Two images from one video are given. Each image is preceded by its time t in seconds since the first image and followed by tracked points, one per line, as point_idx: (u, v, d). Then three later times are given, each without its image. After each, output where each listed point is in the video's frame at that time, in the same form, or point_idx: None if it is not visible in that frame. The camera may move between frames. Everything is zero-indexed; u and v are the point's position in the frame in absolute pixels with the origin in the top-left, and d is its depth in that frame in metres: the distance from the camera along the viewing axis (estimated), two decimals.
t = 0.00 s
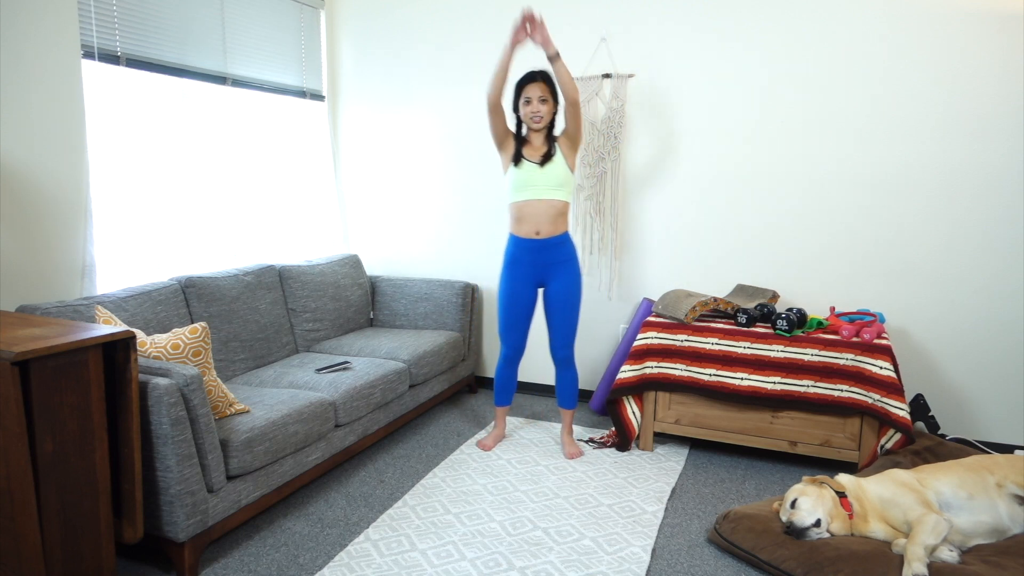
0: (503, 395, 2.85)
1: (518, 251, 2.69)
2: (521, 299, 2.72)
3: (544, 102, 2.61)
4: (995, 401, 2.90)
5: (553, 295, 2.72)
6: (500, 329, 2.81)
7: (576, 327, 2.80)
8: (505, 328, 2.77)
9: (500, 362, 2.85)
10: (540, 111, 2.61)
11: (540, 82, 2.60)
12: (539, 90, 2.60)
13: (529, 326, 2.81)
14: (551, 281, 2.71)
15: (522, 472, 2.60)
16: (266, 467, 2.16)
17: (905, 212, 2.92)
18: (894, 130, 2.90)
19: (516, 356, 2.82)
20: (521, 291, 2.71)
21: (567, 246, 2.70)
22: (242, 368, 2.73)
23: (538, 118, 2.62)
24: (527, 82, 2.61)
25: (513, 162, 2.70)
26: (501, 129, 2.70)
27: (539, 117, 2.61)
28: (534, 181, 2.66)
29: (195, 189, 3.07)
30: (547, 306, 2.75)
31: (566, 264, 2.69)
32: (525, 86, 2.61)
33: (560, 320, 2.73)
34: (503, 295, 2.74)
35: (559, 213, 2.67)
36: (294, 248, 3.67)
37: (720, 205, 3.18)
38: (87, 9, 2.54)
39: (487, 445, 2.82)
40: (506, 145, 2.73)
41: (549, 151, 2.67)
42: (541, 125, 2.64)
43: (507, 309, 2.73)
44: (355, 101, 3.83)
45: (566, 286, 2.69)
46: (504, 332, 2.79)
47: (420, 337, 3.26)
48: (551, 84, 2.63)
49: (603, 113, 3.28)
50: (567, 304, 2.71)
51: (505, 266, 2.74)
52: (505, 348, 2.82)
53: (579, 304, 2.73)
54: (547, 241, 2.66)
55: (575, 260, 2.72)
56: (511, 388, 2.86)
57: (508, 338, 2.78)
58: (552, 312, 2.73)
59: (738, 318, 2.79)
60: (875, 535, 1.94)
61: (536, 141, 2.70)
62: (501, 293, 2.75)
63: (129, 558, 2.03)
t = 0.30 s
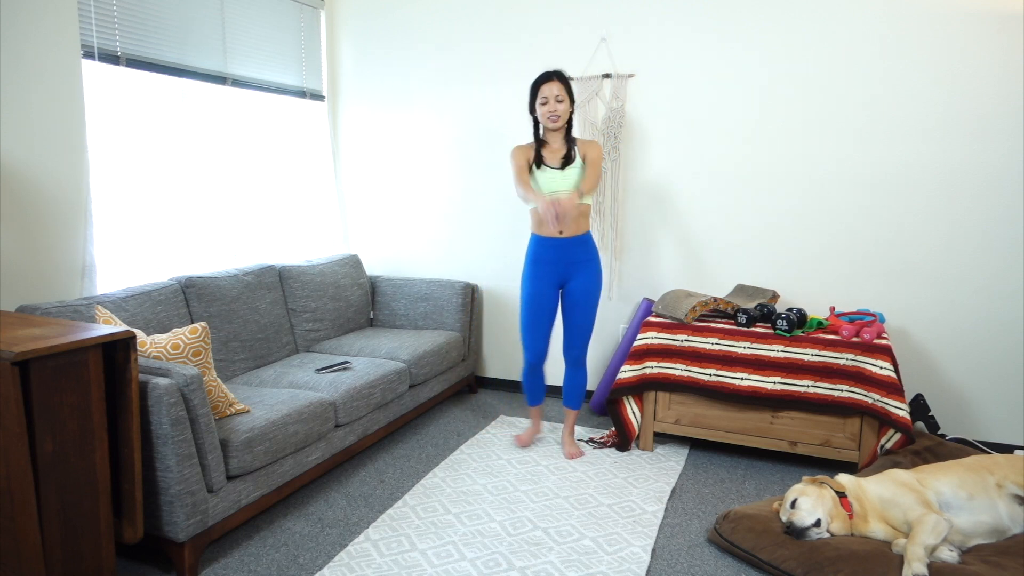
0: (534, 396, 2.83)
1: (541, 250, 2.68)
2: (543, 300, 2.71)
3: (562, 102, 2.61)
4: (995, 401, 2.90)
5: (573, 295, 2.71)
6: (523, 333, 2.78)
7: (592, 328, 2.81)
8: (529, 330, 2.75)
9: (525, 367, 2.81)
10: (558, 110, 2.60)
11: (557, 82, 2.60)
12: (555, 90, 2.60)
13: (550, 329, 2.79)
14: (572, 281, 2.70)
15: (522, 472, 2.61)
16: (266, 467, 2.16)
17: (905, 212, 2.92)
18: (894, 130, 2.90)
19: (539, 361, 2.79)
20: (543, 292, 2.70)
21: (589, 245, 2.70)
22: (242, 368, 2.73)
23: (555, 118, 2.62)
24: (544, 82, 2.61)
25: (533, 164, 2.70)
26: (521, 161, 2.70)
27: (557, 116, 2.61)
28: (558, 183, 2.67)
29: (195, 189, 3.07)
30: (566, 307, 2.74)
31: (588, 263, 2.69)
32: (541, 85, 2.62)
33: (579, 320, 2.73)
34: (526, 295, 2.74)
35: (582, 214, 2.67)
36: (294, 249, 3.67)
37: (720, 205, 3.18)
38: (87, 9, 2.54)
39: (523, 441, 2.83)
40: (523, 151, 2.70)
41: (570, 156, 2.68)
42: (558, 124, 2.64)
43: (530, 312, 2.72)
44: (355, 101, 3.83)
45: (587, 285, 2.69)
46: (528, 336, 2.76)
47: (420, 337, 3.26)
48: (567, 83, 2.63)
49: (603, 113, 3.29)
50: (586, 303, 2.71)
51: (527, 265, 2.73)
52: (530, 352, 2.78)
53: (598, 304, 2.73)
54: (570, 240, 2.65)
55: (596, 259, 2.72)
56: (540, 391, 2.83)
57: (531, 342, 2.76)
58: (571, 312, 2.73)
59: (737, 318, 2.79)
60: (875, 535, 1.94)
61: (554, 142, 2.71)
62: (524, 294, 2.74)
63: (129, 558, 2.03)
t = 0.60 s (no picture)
0: (538, 396, 2.84)
1: (540, 249, 2.69)
2: (542, 300, 2.71)
3: (558, 102, 2.58)
4: (994, 400, 2.90)
5: (572, 295, 2.71)
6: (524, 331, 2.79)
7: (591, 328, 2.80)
8: (529, 328, 2.74)
9: (528, 366, 2.82)
10: (553, 111, 2.58)
11: (553, 81, 2.57)
12: (551, 90, 2.57)
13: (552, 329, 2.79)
14: (571, 281, 2.70)
15: (522, 472, 2.61)
16: (266, 467, 2.16)
17: (905, 212, 2.92)
18: (893, 130, 2.90)
19: (542, 360, 2.79)
20: (541, 291, 2.70)
21: (589, 245, 2.70)
22: (242, 368, 2.73)
23: (552, 118, 2.59)
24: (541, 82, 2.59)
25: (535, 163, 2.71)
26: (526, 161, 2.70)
27: (552, 117, 2.59)
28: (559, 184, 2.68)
29: (195, 189, 3.07)
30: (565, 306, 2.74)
31: (586, 263, 2.69)
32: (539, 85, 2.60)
33: (577, 320, 2.73)
34: (525, 294, 2.74)
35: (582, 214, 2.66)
36: (294, 249, 3.67)
37: (721, 205, 3.18)
38: (87, 9, 2.54)
39: (528, 441, 2.85)
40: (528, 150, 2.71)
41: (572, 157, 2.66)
42: (556, 124, 2.62)
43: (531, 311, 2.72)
44: (355, 101, 3.83)
45: (586, 285, 2.69)
46: (529, 335, 2.76)
47: (420, 337, 3.26)
48: (566, 81, 2.59)
49: (603, 113, 3.29)
50: (585, 303, 2.71)
51: (526, 265, 2.74)
52: (530, 351, 2.79)
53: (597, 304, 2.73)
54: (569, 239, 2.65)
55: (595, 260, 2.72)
56: (543, 391, 2.84)
57: (533, 341, 2.76)
58: (569, 312, 2.73)
59: (737, 318, 2.79)
60: (875, 535, 1.94)
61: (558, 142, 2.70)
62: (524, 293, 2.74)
63: (129, 558, 2.03)
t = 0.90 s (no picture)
0: (499, 394, 2.86)
1: (520, 250, 2.70)
2: (520, 298, 2.72)
3: (540, 103, 2.57)
4: (995, 400, 2.90)
5: (553, 296, 2.72)
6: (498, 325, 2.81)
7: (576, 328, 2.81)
8: (504, 324, 2.77)
9: (498, 360, 2.84)
10: (535, 113, 2.57)
11: (536, 81, 2.57)
12: (535, 91, 2.57)
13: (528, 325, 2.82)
14: (552, 282, 2.71)
15: (522, 472, 2.60)
16: (266, 467, 2.16)
17: (905, 212, 2.92)
18: (893, 130, 2.90)
19: (512, 354, 2.81)
20: (522, 291, 2.72)
21: (569, 247, 2.70)
22: (242, 368, 2.73)
23: (533, 120, 2.59)
24: (525, 82, 2.59)
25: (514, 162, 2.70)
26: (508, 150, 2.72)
27: (534, 119, 2.59)
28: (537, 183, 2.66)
29: (195, 189, 3.07)
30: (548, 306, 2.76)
31: (567, 264, 2.69)
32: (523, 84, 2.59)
33: (559, 320, 2.73)
34: (504, 292, 2.76)
35: (561, 216, 2.67)
36: (294, 249, 3.67)
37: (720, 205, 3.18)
38: (87, 9, 2.54)
39: (482, 444, 2.82)
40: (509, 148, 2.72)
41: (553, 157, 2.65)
42: (539, 125, 2.61)
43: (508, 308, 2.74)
44: (355, 101, 3.83)
45: (567, 286, 2.69)
46: (503, 330, 2.79)
47: (420, 337, 3.26)
48: (551, 83, 2.59)
49: (603, 113, 3.29)
50: (568, 304, 2.70)
51: (507, 264, 2.76)
52: (502, 345, 2.81)
53: (580, 304, 2.73)
54: (547, 241, 2.66)
55: (576, 261, 2.71)
56: (507, 388, 2.86)
57: (506, 337, 2.78)
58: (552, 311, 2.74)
59: (738, 318, 2.79)
60: (875, 535, 1.94)
61: (540, 141, 2.69)
62: (503, 291, 2.76)
63: (129, 558, 2.03)
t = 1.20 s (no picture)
0: (492, 392, 2.86)
1: (491, 251, 2.72)
2: (495, 298, 2.74)
3: (516, 101, 2.60)
4: (994, 401, 2.90)
5: (527, 295, 2.72)
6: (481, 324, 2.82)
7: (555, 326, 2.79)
8: (484, 324, 2.79)
9: (487, 360, 2.85)
10: (511, 110, 2.59)
11: (512, 79, 2.58)
12: (510, 89, 2.58)
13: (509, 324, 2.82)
14: (524, 282, 2.72)
15: (522, 472, 2.60)
16: (266, 467, 2.16)
17: (905, 212, 2.92)
18: (893, 130, 2.90)
19: (499, 353, 2.82)
20: (495, 291, 2.73)
21: (542, 246, 2.70)
22: (242, 368, 2.73)
23: (509, 117, 2.60)
24: (500, 80, 2.60)
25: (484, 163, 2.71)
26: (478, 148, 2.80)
27: (510, 116, 2.60)
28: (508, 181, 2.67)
29: (195, 189, 3.07)
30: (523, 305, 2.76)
31: (540, 264, 2.69)
32: (497, 82, 2.60)
33: (534, 319, 2.73)
34: (479, 293, 2.77)
35: (531, 216, 2.68)
36: (294, 249, 3.67)
37: (720, 206, 3.18)
38: (87, 9, 2.54)
39: (482, 444, 2.82)
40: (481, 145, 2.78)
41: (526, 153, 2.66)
42: (514, 123, 2.63)
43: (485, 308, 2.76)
44: (355, 101, 3.83)
45: (540, 286, 2.69)
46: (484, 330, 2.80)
47: (420, 337, 3.26)
48: (524, 81, 2.61)
49: (603, 113, 3.29)
50: (543, 303, 2.70)
51: (479, 265, 2.77)
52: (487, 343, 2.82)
53: (555, 303, 2.72)
54: (518, 242, 2.66)
55: (549, 261, 2.72)
56: (498, 388, 2.85)
57: (488, 336, 2.80)
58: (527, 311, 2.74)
59: (737, 318, 2.79)
60: (875, 535, 1.94)
61: (509, 138, 2.70)
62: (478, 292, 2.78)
63: (129, 558, 2.03)
